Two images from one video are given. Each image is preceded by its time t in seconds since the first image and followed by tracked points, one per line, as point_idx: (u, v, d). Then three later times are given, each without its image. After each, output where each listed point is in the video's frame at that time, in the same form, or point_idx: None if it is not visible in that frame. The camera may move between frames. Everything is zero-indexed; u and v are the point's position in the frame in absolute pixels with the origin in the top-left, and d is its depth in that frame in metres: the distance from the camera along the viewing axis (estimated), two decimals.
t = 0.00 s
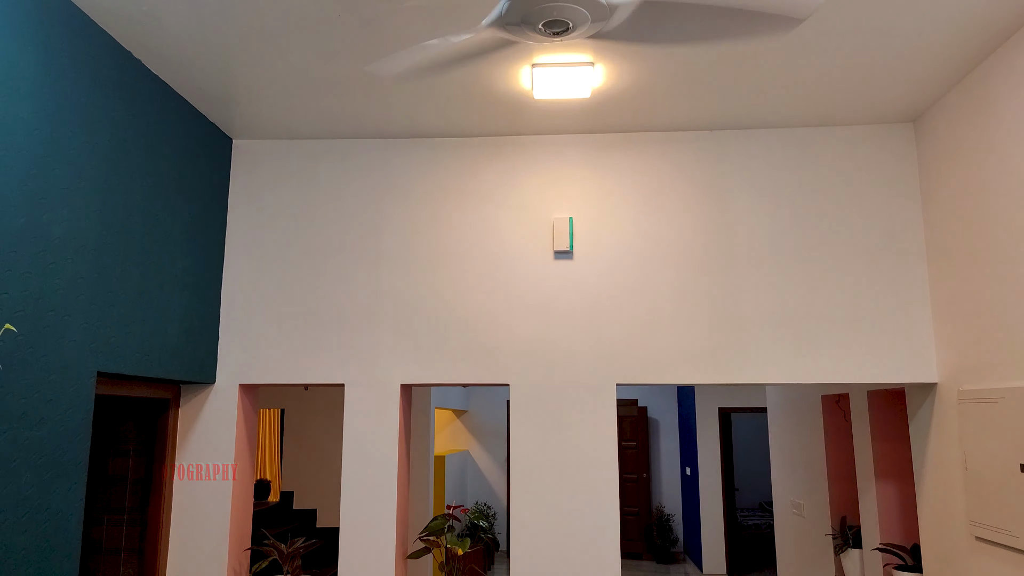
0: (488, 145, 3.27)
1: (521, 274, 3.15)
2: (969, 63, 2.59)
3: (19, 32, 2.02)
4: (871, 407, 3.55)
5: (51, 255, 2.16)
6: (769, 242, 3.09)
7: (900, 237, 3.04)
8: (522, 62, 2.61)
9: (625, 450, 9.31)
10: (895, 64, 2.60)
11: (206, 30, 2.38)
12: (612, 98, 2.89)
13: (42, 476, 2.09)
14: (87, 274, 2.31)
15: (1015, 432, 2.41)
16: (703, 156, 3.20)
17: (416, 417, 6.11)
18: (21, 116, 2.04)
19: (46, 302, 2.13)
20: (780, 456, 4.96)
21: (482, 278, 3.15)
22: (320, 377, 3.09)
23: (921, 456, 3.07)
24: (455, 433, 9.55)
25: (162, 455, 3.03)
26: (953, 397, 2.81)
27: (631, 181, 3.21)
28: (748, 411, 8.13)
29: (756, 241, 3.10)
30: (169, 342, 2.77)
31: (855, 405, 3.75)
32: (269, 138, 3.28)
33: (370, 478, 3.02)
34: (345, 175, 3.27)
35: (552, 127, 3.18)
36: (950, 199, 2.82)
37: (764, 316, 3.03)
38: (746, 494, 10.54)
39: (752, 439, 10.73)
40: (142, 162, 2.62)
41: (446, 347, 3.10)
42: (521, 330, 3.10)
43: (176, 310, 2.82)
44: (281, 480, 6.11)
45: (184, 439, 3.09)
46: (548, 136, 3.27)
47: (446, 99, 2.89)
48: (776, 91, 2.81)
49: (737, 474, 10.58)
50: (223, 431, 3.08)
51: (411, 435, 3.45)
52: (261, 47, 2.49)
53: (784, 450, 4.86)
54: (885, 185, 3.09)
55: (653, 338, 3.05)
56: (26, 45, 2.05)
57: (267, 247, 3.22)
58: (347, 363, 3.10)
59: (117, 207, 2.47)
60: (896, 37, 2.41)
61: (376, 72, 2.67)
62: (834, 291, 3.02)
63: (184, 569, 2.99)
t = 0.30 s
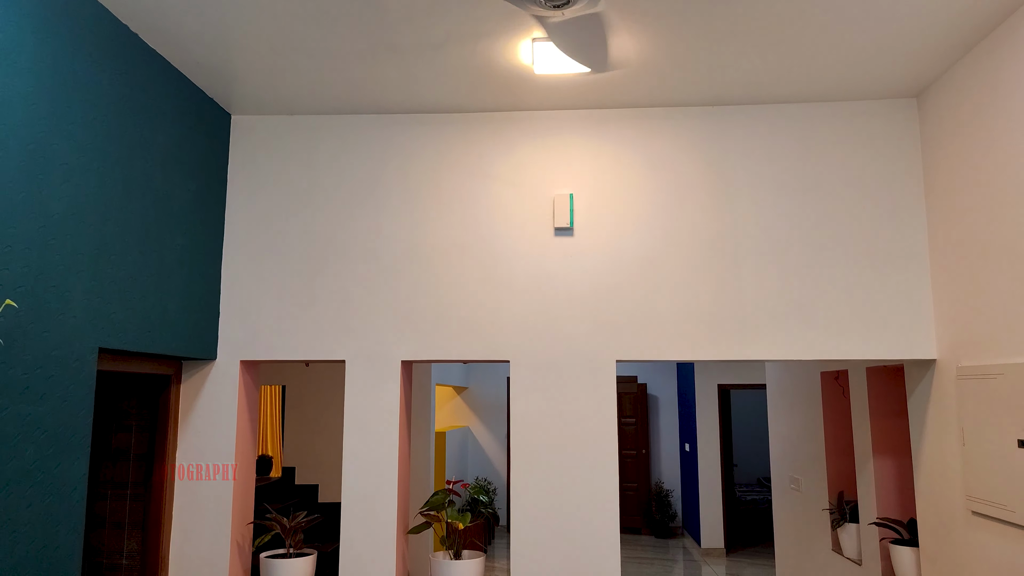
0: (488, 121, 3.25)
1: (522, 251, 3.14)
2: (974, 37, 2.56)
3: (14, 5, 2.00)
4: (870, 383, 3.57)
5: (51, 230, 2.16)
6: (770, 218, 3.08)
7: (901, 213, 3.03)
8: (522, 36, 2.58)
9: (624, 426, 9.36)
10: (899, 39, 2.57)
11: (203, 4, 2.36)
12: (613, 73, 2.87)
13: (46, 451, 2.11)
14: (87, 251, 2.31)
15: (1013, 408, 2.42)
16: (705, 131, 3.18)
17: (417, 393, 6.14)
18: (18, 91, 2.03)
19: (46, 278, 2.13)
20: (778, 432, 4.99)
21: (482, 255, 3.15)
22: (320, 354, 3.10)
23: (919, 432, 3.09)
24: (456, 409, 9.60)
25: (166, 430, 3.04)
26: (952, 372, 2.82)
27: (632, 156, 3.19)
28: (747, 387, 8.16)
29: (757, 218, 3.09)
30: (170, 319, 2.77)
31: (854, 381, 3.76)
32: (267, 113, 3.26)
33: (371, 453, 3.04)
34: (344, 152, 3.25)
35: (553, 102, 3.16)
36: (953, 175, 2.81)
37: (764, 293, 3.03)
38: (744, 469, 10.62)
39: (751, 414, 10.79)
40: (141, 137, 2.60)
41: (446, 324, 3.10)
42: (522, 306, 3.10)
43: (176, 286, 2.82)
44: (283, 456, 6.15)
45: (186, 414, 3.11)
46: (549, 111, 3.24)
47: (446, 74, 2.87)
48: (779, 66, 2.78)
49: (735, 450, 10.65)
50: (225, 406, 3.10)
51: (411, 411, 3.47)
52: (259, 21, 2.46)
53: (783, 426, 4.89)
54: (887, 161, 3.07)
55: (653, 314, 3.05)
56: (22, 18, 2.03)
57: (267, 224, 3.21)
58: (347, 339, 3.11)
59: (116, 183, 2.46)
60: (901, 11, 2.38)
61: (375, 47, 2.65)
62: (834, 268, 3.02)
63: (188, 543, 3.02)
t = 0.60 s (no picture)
0: (488, 97, 3.23)
1: (522, 228, 3.14)
2: (978, 11, 2.53)
3: None
4: (870, 360, 3.59)
5: (50, 207, 2.15)
6: (771, 195, 3.07)
7: (902, 190, 3.02)
8: (522, 11, 2.56)
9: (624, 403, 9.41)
10: (902, 13, 2.55)
11: None
12: (613, 48, 2.84)
13: (50, 428, 2.12)
14: (87, 227, 2.31)
15: (1011, 383, 2.43)
16: (706, 107, 3.16)
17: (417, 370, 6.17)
18: (15, 66, 2.01)
19: (47, 256, 2.13)
20: (777, 408, 5.02)
21: (482, 232, 3.15)
22: (321, 331, 3.11)
23: (918, 408, 3.10)
24: (456, 386, 9.65)
25: (168, 407, 3.06)
26: (951, 348, 2.82)
27: (633, 133, 3.17)
28: (746, 364, 8.19)
29: (758, 195, 3.08)
30: (170, 296, 2.78)
31: (853, 358, 3.77)
32: (266, 90, 3.24)
33: (373, 429, 3.06)
34: (343, 128, 3.24)
35: (553, 79, 3.13)
36: (954, 151, 2.80)
37: (764, 269, 3.03)
38: (743, 445, 10.69)
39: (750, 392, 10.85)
40: (139, 114, 2.59)
41: (446, 301, 3.11)
42: (522, 284, 3.10)
43: (176, 264, 2.82)
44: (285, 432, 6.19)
45: (188, 391, 3.12)
46: (548, 87, 3.22)
47: (445, 49, 2.84)
48: (781, 41, 2.76)
49: (734, 426, 10.71)
50: (227, 383, 3.11)
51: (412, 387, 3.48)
52: None
53: (781, 403, 4.92)
54: (889, 137, 3.05)
55: (653, 291, 3.06)
56: None
57: (267, 201, 3.21)
58: (348, 317, 3.11)
59: (114, 160, 2.45)
60: None
61: (374, 21, 2.62)
62: (835, 245, 3.01)
63: (192, 517, 3.05)
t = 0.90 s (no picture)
0: (488, 72, 3.21)
1: (522, 204, 3.13)
2: None
3: None
4: (869, 337, 3.60)
5: (50, 183, 2.15)
6: (772, 171, 3.06)
7: (904, 165, 3.01)
8: None
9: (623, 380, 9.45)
10: None
11: None
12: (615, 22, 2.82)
13: (52, 403, 2.14)
14: (86, 204, 2.30)
15: (1009, 359, 2.44)
16: (707, 82, 3.13)
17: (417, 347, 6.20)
18: (10, 39, 2.00)
19: (47, 232, 2.13)
20: (776, 384, 5.04)
21: (482, 208, 3.14)
22: (322, 307, 3.11)
23: (916, 384, 3.11)
24: (457, 363, 9.69)
25: (169, 383, 3.07)
26: (950, 325, 2.83)
27: (634, 109, 3.16)
28: (746, 341, 8.20)
29: (759, 171, 3.07)
30: (171, 272, 2.78)
31: (853, 334, 3.78)
32: (264, 65, 3.22)
33: (373, 405, 3.07)
34: (342, 104, 3.21)
35: (553, 53, 3.11)
36: (957, 127, 2.78)
37: (765, 246, 3.03)
38: (742, 422, 10.74)
39: (750, 368, 10.89)
40: (137, 89, 2.57)
41: (447, 277, 3.11)
42: (522, 260, 3.10)
43: (176, 240, 2.82)
44: (286, 408, 6.23)
45: (189, 367, 3.13)
46: (549, 62, 3.19)
47: (444, 23, 2.82)
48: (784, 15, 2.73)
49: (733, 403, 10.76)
50: (228, 360, 3.12)
51: (412, 364, 3.49)
52: None
53: (781, 379, 4.94)
54: (891, 113, 3.03)
55: (653, 267, 3.06)
56: None
57: (266, 177, 3.20)
58: (348, 294, 3.12)
59: (113, 135, 2.44)
60: None
61: None
62: (835, 221, 3.01)
63: (195, 492, 3.07)
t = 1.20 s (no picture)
0: (487, 46, 3.18)
1: (521, 180, 3.12)
2: None
3: None
4: (867, 313, 3.61)
5: (47, 158, 2.14)
6: (772, 147, 3.05)
7: (905, 141, 2.99)
8: None
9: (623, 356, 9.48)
10: None
11: None
12: None
13: (51, 379, 2.14)
14: (83, 179, 2.29)
15: (1007, 335, 2.45)
16: (708, 57, 3.11)
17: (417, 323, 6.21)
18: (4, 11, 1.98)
19: (44, 207, 2.12)
20: (775, 361, 5.06)
21: (481, 184, 3.12)
22: (321, 284, 3.11)
23: (915, 360, 3.12)
24: (457, 339, 9.72)
25: (169, 360, 3.08)
26: (949, 301, 2.83)
27: (634, 84, 3.13)
28: (746, 318, 8.21)
29: (760, 147, 3.05)
30: (169, 248, 2.77)
31: (852, 310, 3.79)
32: (261, 39, 3.18)
33: (373, 381, 3.08)
34: (340, 79, 3.19)
35: (553, 27, 3.07)
36: (959, 102, 2.76)
37: (764, 222, 3.02)
38: (740, 398, 10.79)
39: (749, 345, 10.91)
40: (133, 63, 2.55)
41: (446, 253, 3.10)
42: (521, 236, 3.09)
43: (175, 216, 2.82)
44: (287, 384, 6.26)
45: (189, 343, 3.13)
46: (548, 36, 3.16)
47: None
48: None
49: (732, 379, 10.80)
50: (228, 336, 3.12)
51: (411, 340, 3.50)
52: None
53: (779, 355, 4.95)
54: (893, 88, 3.01)
55: (653, 243, 3.05)
56: None
57: (264, 153, 3.18)
58: (347, 270, 3.11)
59: (109, 110, 2.42)
60: None
61: None
62: (836, 197, 3.00)
63: (197, 467, 3.09)
